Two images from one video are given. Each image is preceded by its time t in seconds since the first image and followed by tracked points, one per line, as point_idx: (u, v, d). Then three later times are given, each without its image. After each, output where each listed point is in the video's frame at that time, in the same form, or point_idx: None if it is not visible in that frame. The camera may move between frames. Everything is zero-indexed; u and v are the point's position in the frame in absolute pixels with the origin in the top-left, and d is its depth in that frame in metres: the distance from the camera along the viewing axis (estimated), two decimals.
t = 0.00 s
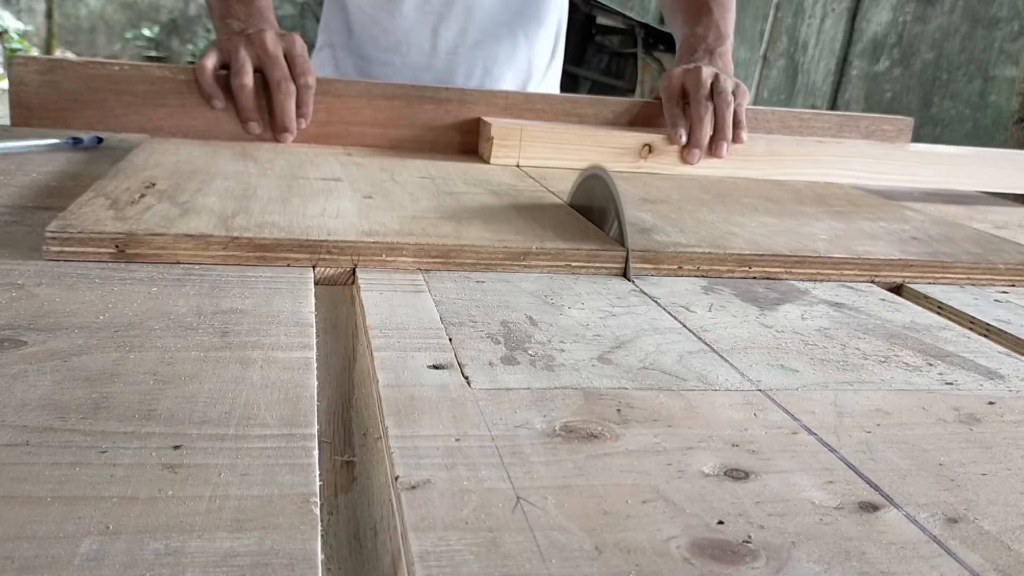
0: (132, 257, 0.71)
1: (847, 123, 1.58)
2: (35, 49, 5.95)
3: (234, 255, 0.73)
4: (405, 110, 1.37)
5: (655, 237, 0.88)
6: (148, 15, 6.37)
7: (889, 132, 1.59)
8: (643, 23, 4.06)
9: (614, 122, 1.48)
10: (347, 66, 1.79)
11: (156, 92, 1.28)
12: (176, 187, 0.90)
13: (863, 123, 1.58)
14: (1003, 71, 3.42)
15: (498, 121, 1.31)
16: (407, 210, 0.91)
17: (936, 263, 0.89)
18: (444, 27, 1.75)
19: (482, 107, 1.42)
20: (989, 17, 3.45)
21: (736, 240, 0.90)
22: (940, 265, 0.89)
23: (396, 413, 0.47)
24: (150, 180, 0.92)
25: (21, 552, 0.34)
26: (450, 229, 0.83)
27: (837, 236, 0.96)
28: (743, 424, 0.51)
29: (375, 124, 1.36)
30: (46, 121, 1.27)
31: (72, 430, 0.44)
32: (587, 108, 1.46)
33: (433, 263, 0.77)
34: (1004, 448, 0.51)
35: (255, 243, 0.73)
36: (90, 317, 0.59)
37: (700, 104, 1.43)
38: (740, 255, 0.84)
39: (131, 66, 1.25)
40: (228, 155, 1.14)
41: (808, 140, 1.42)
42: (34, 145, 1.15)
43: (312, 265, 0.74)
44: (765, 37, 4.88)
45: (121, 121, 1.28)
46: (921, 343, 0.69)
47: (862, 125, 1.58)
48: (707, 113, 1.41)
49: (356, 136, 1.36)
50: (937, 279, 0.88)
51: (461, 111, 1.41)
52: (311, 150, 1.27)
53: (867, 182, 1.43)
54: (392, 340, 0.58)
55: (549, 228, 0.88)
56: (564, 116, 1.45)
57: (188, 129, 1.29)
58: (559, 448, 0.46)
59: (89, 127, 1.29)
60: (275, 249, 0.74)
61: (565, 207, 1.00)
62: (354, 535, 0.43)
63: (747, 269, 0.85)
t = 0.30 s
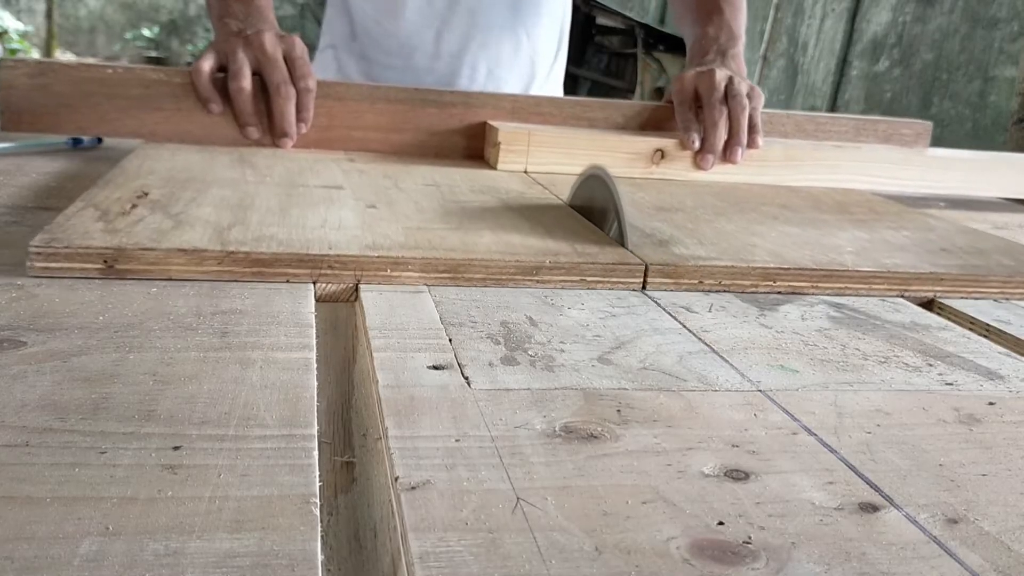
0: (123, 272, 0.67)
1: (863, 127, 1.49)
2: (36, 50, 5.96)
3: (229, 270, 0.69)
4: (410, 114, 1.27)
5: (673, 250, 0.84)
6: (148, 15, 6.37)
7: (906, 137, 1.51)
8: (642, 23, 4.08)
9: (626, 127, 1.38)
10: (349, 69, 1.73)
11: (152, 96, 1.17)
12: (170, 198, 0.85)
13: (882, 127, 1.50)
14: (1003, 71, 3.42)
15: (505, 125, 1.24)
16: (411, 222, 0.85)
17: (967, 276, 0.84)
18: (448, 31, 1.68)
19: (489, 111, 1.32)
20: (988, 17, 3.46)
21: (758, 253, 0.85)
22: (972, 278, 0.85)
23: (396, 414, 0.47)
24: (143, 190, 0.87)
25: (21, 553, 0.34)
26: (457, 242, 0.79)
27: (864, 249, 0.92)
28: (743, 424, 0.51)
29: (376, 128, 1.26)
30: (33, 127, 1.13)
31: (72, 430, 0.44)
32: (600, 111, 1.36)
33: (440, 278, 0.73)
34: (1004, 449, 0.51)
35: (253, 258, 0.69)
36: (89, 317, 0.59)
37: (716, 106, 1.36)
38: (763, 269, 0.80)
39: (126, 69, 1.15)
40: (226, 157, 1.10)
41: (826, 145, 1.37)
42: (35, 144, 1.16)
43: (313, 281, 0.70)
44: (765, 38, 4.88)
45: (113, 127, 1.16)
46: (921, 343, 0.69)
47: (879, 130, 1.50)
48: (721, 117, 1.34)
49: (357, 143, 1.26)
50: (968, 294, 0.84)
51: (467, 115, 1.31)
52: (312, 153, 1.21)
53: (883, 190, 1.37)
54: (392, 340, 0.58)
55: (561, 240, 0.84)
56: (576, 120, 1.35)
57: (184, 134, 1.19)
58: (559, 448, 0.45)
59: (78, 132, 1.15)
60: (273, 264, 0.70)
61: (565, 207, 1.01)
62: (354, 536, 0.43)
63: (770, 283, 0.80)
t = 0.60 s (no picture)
0: (110, 291, 0.63)
1: (881, 133, 1.49)
2: (36, 49, 5.96)
3: (224, 287, 0.65)
4: (414, 119, 1.25)
5: (693, 263, 0.80)
6: (148, 15, 6.37)
7: (926, 141, 1.51)
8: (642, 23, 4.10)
9: (637, 131, 1.38)
10: (351, 71, 1.68)
11: (146, 99, 1.14)
12: (163, 207, 0.82)
13: (899, 132, 1.49)
14: (1003, 71, 3.53)
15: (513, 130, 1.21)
16: (419, 232, 0.82)
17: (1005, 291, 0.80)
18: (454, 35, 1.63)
19: (497, 115, 1.29)
20: (989, 17, 3.54)
21: (782, 265, 0.82)
22: (1011, 294, 0.80)
23: (396, 414, 0.48)
24: (135, 199, 0.84)
25: (21, 553, 0.34)
26: (468, 256, 0.75)
27: (893, 260, 0.88)
28: (743, 424, 0.51)
29: (378, 132, 1.24)
30: (25, 131, 1.11)
31: (72, 431, 0.44)
32: (611, 115, 1.36)
33: (449, 296, 0.68)
34: (1005, 449, 0.51)
35: (250, 275, 0.65)
36: (89, 317, 0.59)
37: (731, 111, 1.33)
38: (792, 284, 0.76)
39: (118, 71, 1.13)
40: (223, 162, 1.08)
41: (842, 150, 1.34)
42: (32, 141, 1.15)
43: (314, 299, 0.66)
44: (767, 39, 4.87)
45: (106, 131, 1.14)
46: (922, 343, 0.69)
47: (899, 134, 1.49)
48: (737, 122, 1.31)
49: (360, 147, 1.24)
50: (1006, 310, 0.79)
51: (473, 119, 1.28)
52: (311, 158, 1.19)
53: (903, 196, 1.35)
54: (392, 340, 0.58)
55: (575, 252, 0.80)
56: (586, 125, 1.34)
57: (180, 139, 1.16)
58: (559, 449, 0.45)
59: (72, 137, 1.13)
60: (271, 281, 0.65)
61: (565, 207, 1.02)
62: (354, 536, 0.43)
63: (798, 300, 0.76)
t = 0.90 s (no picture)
0: (102, 302, 0.61)
1: (892, 135, 1.46)
2: (36, 49, 5.97)
3: (221, 298, 0.62)
4: (416, 121, 1.24)
5: (705, 270, 0.78)
6: (148, 15, 6.37)
7: (938, 144, 1.48)
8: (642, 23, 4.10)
9: (644, 133, 1.35)
10: (354, 72, 1.65)
11: (142, 101, 1.14)
12: (159, 213, 0.80)
13: (910, 135, 1.47)
14: (1002, 71, 3.58)
15: (517, 133, 1.20)
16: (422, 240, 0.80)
17: None
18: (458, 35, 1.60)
19: (500, 118, 1.29)
20: (988, 17, 3.57)
21: (797, 273, 0.79)
22: None
23: (396, 414, 0.48)
24: (130, 205, 0.82)
25: (21, 553, 0.34)
26: (473, 265, 0.73)
27: (911, 267, 0.86)
28: (743, 424, 0.51)
29: (380, 136, 1.23)
30: (19, 135, 1.11)
31: (72, 431, 0.44)
32: (616, 117, 1.33)
33: (454, 307, 0.66)
34: (1005, 449, 0.51)
35: (247, 284, 0.63)
36: (89, 317, 0.59)
37: (742, 114, 1.31)
38: (808, 293, 0.74)
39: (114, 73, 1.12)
40: (221, 165, 1.07)
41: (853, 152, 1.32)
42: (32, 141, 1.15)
43: (315, 310, 0.63)
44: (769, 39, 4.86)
45: (105, 133, 1.14)
46: (921, 343, 0.69)
47: (910, 136, 1.46)
48: (749, 126, 1.29)
49: (361, 150, 1.23)
50: None
51: (477, 121, 1.27)
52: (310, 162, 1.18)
53: (916, 201, 1.33)
54: (392, 340, 0.58)
55: (584, 259, 0.78)
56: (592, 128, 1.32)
57: (177, 142, 1.16)
58: (559, 449, 0.45)
59: (67, 141, 1.13)
60: (270, 292, 0.63)
61: (565, 207, 1.03)
62: (354, 535, 0.43)
63: (815, 310, 0.74)
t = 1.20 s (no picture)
0: (99, 308, 0.60)
1: (899, 136, 1.46)
2: (36, 49, 5.98)
3: (220, 304, 0.61)
4: (417, 122, 1.23)
5: (711, 274, 0.77)
6: (148, 15, 6.38)
7: (943, 145, 1.48)
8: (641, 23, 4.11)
9: (647, 134, 1.34)
10: (354, 72, 1.65)
11: (140, 102, 1.14)
12: (157, 216, 0.80)
13: (917, 135, 1.47)
14: (1003, 71, 3.51)
15: (519, 135, 1.19)
16: (423, 245, 0.79)
17: None
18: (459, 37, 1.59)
19: (503, 119, 1.28)
20: (989, 17, 3.52)
21: (805, 278, 0.79)
22: None
23: (396, 414, 0.48)
24: (128, 208, 0.82)
25: (20, 554, 0.34)
26: (476, 269, 0.72)
27: (918, 270, 0.85)
28: (743, 424, 0.51)
29: (381, 137, 1.22)
30: (16, 136, 1.11)
31: (71, 431, 0.44)
32: (619, 118, 1.33)
33: (457, 312, 0.65)
34: (1005, 449, 0.51)
35: (247, 291, 0.62)
36: (89, 318, 0.59)
37: (747, 116, 1.30)
38: (816, 297, 0.73)
39: (111, 74, 1.12)
40: (220, 166, 1.07)
41: (859, 154, 1.30)
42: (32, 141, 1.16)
43: (315, 315, 0.62)
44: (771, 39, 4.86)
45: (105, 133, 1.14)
46: (921, 343, 0.69)
47: (916, 137, 1.47)
48: (753, 129, 1.28)
49: (363, 152, 1.22)
50: None
51: (478, 122, 1.27)
52: (310, 163, 1.18)
53: (923, 202, 1.31)
54: (392, 340, 0.58)
55: (589, 264, 0.77)
56: (595, 129, 1.32)
57: (176, 144, 1.15)
58: (559, 450, 0.45)
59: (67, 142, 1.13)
60: (269, 297, 0.62)
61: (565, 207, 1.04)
62: (354, 537, 0.42)
63: (823, 314, 0.73)
